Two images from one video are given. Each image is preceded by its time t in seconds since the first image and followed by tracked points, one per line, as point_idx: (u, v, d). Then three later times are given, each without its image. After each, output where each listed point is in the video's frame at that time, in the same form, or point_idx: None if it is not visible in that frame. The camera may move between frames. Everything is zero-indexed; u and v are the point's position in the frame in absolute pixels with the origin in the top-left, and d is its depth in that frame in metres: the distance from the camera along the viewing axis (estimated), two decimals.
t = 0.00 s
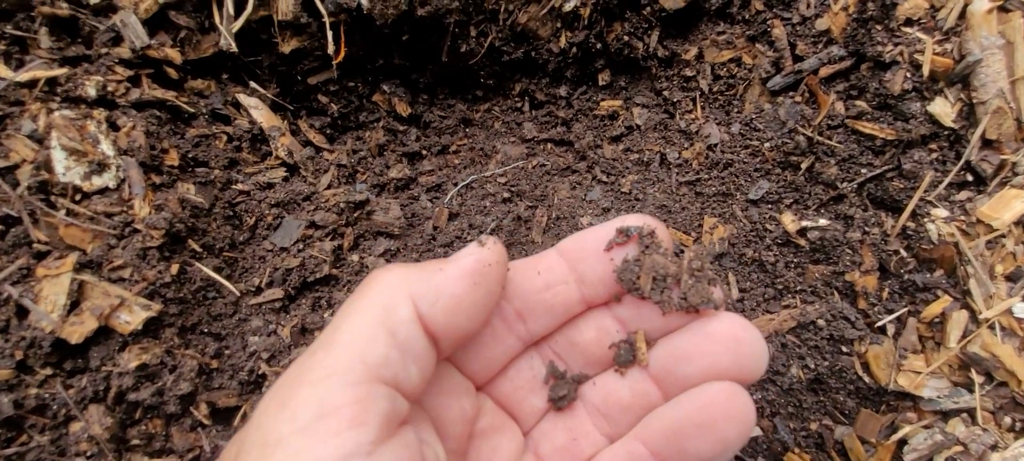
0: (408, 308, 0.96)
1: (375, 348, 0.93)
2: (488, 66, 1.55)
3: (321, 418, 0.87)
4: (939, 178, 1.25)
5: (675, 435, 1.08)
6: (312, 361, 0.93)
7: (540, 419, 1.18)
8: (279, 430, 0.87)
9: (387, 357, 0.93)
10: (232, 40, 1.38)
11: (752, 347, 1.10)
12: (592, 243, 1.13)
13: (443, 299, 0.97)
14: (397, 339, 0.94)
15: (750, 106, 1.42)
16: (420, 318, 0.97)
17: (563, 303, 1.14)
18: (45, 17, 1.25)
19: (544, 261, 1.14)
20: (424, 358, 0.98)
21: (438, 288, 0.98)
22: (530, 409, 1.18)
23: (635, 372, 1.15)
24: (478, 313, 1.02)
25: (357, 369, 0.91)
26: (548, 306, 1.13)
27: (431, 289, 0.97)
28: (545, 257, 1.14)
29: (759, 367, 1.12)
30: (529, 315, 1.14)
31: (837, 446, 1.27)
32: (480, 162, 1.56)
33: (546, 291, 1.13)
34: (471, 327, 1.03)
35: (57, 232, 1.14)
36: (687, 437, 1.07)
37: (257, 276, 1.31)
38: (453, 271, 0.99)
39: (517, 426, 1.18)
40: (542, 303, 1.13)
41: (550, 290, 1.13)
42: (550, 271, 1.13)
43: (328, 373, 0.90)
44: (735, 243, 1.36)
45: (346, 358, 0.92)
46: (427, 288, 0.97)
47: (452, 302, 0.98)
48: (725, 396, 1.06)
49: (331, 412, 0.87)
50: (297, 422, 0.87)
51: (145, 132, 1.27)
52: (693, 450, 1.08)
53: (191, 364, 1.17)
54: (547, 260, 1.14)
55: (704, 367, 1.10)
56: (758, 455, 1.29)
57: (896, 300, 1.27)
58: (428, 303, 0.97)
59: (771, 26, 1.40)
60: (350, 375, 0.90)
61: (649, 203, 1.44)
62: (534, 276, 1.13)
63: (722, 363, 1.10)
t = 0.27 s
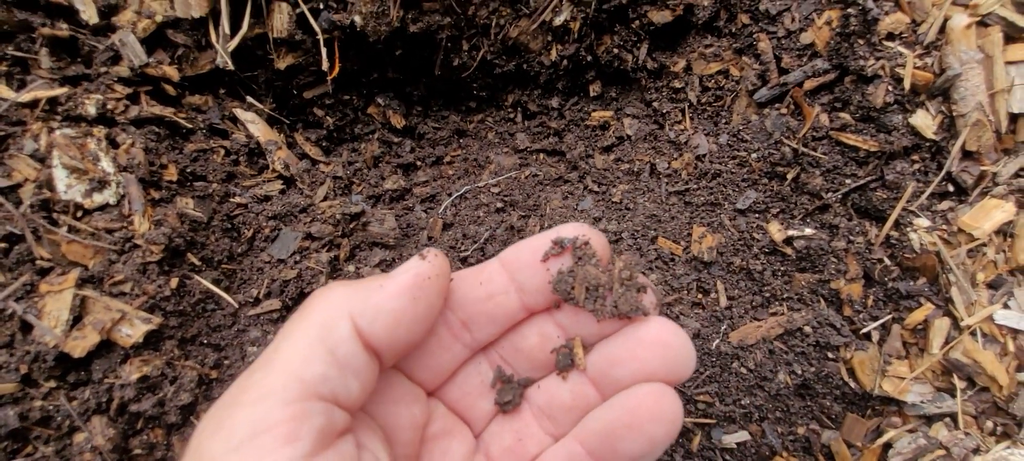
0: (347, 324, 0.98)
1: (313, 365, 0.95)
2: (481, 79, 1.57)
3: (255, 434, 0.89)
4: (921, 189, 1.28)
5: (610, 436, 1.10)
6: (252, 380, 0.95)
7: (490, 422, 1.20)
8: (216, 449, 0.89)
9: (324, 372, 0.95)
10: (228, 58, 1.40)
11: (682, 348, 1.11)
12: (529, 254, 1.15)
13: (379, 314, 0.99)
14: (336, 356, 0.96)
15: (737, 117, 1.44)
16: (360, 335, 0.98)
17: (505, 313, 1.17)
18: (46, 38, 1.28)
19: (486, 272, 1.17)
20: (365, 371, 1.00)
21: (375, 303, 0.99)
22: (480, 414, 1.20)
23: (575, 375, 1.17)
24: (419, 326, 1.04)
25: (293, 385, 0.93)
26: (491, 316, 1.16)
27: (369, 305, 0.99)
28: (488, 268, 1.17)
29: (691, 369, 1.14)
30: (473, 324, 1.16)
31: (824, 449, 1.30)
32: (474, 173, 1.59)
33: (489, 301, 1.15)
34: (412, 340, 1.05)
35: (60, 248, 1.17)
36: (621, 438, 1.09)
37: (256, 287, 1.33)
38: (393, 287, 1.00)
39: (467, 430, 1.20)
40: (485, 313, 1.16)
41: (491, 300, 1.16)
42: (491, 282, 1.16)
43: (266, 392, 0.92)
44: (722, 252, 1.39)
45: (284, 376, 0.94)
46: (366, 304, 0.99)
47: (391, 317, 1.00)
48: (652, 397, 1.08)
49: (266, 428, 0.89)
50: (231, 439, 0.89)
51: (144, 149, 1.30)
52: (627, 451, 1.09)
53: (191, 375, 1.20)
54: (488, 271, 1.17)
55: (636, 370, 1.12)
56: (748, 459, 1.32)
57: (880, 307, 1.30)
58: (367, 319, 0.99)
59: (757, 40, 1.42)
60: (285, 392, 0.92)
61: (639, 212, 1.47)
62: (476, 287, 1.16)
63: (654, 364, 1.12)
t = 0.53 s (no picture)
0: (297, 292, 0.94)
1: (261, 333, 0.91)
2: (484, 70, 1.57)
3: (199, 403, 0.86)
4: (927, 178, 1.27)
5: (569, 398, 1.07)
6: (197, 348, 0.92)
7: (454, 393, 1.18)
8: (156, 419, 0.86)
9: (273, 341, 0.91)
10: (229, 48, 1.40)
11: (639, 306, 1.09)
12: (482, 219, 1.13)
13: (331, 282, 0.96)
14: (286, 325, 0.93)
15: (741, 108, 1.44)
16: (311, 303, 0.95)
17: (461, 279, 1.14)
18: (46, 28, 1.27)
19: (443, 239, 1.14)
20: (319, 339, 0.97)
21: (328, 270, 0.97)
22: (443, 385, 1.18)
23: (536, 341, 1.15)
24: (375, 293, 1.02)
25: (239, 353, 0.89)
26: (449, 282, 1.14)
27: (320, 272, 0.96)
28: (444, 235, 1.15)
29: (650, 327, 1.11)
30: (432, 292, 1.14)
31: (829, 440, 1.29)
32: (477, 165, 1.58)
33: (444, 268, 1.13)
34: (368, 309, 1.02)
35: (62, 237, 1.17)
36: (580, 399, 1.06)
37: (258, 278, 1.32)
38: (345, 255, 0.98)
39: (431, 401, 1.17)
40: (442, 279, 1.13)
41: (449, 266, 1.13)
42: (446, 249, 1.13)
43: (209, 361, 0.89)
44: (727, 243, 1.38)
45: (229, 344, 0.90)
46: (318, 271, 0.96)
47: (344, 285, 0.97)
48: (609, 356, 1.06)
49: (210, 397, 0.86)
50: (172, 408, 0.86)
51: (146, 139, 1.29)
52: (587, 412, 1.07)
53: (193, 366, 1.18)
54: (444, 238, 1.14)
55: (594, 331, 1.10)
56: (752, 450, 1.31)
57: (886, 297, 1.29)
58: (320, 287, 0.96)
59: (761, 30, 1.42)
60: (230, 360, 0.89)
61: (642, 204, 1.46)
62: (431, 255, 1.13)
63: (611, 324, 1.09)
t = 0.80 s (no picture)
0: (280, 275, 0.94)
1: (243, 315, 0.91)
2: (485, 64, 1.57)
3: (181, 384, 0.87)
4: (928, 173, 1.27)
5: (546, 379, 1.08)
6: (181, 329, 0.92)
7: (438, 377, 1.19)
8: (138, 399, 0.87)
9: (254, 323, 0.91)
10: (230, 39, 1.40)
11: (616, 288, 1.10)
12: (463, 203, 1.14)
13: (311, 264, 0.96)
14: (268, 308, 0.92)
15: (742, 102, 1.43)
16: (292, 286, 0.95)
17: (444, 263, 1.15)
18: (49, 19, 1.27)
19: (426, 224, 1.15)
20: (303, 323, 0.96)
21: (311, 253, 0.96)
22: (427, 369, 1.19)
23: (516, 324, 1.15)
24: (360, 277, 1.01)
25: (222, 335, 0.90)
26: (432, 267, 1.14)
27: (302, 256, 0.96)
28: (428, 220, 1.15)
29: (627, 310, 1.12)
30: (416, 277, 1.14)
31: (828, 435, 1.29)
32: (478, 159, 1.58)
33: (427, 252, 1.14)
34: (352, 292, 1.02)
35: (63, 229, 1.17)
36: (558, 380, 1.07)
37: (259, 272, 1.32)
38: (328, 238, 0.97)
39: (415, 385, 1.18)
40: (425, 264, 1.14)
41: (432, 251, 1.14)
42: (430, 233, 1.14)
43: (192, 343, 0.89)
44: (727, 237, 1.38)
45: (211, 326, 0.90)
46: (301, 254, 0.96)
47: (326, 268, 0.96)
48: (586, 337, 1.06)
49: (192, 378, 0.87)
50: (155, 388, 0.87)
51: (147, 131, 1.30)
52: (564, 393, 1.07)
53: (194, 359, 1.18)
54: (427, 223, 1.15)
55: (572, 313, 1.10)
56: (751, 445, 1.32)
57: (886, 292, 1.29)
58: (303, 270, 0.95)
59: (763, 23, 1.42)
60: (211, 342, 0.89)
61: (642, 198, 1.46)
62: (414, 239, 1.14)
63: (588, 306, 1.09)
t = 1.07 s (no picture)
0: (264, 278, 0.94)
1: (226, 319, 0.91)
2: (481, 63, 1.57)
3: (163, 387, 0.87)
4: (923, 173, 1.27)
5: (528, 381, 1.08)
6: (164, 332, 0.92)
7: (423, 378, 1.19)
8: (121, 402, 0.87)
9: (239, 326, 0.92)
10: (226, 37, 1.40)
11: (597, 293, 1.10)
12: (448, 207, 1.14)
13: (296, 268, 0.96)
14: (252, 311, 0.93)
15: (738, 102, 1.43)
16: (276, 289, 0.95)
17: (429, 267, 1.15)
18: (44, 16, 1.27)
19: (411, 228, 1.15)
20: (287, 326, 0.96)
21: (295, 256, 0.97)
22: (412, 370, 1.19)
23: (500, 327, 1.16)
24: (345, 279, 1.01)
25: (205, 338, 0.90)
26: (418, 270, 1.14)
27: (286, 259, 0.96)
28: (413, 224, 1.15)
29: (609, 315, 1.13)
30: (401, 279, 1.14)
31: (822, 436, 1.29)
32: (474, 158, 1.58)
33: (412, 256, 1.13)
34: (337, 295, 1.02)
35: (58, 226, 1.17)
36: (539, 383, 1.07)
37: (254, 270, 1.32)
38: (312, 242, 0.98)
39: (401, 386, 1.18)
40: (410, 267, 1.14)
41: (417, 254, 1.14)
42: (415, 237, 1.14)
43: (174, 346, 0.89)
44: (722, 237, 1.38)
45: (194, 329, 0.90)
46: (285, 258, 0.96)
47: (309, 272, 0.97)
48: (568, 340, 1.07)
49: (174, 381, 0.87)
50: (137, 391, 0.87)
51: (143, 129, 1.30)
52: (546, 395, 1.07)
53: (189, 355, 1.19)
54: (412, 226, 1.15)
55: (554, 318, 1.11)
56: (746, 444, 1.32)
57: (881, 292, 1.29)
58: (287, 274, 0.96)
59: (759, 22, 1.42)
60: (194, 345, 0.89)
61: (638, 198, 1.46)
62: (400, 242, 1.13)
63: (569, 310, 1.10)
